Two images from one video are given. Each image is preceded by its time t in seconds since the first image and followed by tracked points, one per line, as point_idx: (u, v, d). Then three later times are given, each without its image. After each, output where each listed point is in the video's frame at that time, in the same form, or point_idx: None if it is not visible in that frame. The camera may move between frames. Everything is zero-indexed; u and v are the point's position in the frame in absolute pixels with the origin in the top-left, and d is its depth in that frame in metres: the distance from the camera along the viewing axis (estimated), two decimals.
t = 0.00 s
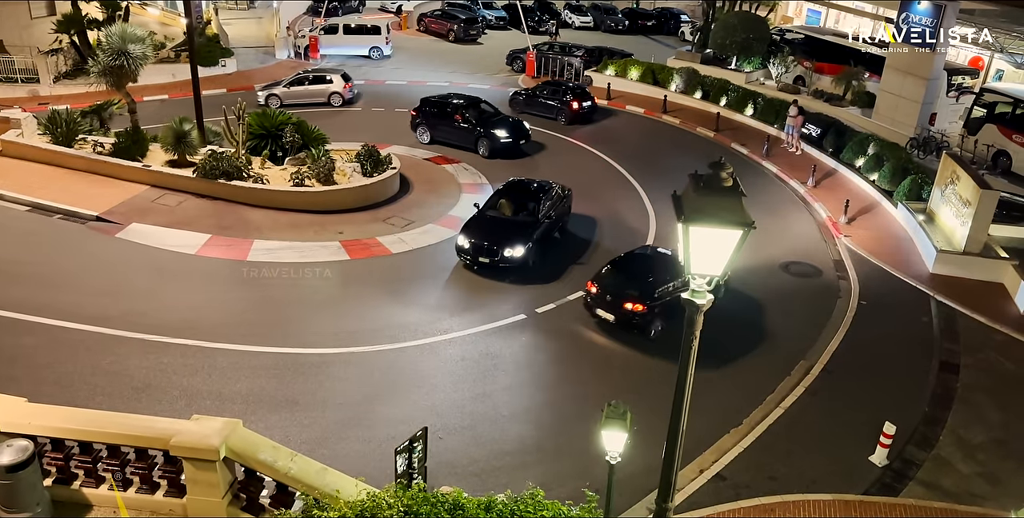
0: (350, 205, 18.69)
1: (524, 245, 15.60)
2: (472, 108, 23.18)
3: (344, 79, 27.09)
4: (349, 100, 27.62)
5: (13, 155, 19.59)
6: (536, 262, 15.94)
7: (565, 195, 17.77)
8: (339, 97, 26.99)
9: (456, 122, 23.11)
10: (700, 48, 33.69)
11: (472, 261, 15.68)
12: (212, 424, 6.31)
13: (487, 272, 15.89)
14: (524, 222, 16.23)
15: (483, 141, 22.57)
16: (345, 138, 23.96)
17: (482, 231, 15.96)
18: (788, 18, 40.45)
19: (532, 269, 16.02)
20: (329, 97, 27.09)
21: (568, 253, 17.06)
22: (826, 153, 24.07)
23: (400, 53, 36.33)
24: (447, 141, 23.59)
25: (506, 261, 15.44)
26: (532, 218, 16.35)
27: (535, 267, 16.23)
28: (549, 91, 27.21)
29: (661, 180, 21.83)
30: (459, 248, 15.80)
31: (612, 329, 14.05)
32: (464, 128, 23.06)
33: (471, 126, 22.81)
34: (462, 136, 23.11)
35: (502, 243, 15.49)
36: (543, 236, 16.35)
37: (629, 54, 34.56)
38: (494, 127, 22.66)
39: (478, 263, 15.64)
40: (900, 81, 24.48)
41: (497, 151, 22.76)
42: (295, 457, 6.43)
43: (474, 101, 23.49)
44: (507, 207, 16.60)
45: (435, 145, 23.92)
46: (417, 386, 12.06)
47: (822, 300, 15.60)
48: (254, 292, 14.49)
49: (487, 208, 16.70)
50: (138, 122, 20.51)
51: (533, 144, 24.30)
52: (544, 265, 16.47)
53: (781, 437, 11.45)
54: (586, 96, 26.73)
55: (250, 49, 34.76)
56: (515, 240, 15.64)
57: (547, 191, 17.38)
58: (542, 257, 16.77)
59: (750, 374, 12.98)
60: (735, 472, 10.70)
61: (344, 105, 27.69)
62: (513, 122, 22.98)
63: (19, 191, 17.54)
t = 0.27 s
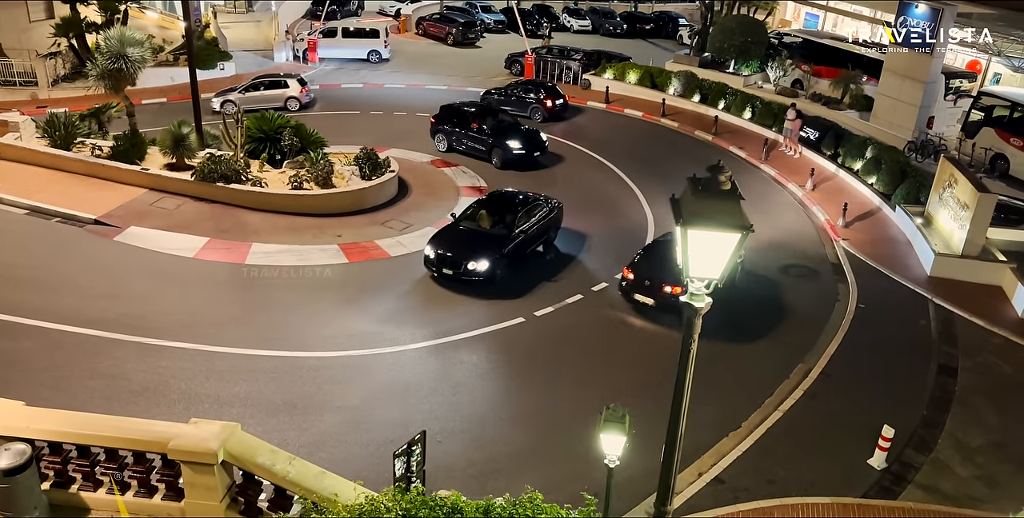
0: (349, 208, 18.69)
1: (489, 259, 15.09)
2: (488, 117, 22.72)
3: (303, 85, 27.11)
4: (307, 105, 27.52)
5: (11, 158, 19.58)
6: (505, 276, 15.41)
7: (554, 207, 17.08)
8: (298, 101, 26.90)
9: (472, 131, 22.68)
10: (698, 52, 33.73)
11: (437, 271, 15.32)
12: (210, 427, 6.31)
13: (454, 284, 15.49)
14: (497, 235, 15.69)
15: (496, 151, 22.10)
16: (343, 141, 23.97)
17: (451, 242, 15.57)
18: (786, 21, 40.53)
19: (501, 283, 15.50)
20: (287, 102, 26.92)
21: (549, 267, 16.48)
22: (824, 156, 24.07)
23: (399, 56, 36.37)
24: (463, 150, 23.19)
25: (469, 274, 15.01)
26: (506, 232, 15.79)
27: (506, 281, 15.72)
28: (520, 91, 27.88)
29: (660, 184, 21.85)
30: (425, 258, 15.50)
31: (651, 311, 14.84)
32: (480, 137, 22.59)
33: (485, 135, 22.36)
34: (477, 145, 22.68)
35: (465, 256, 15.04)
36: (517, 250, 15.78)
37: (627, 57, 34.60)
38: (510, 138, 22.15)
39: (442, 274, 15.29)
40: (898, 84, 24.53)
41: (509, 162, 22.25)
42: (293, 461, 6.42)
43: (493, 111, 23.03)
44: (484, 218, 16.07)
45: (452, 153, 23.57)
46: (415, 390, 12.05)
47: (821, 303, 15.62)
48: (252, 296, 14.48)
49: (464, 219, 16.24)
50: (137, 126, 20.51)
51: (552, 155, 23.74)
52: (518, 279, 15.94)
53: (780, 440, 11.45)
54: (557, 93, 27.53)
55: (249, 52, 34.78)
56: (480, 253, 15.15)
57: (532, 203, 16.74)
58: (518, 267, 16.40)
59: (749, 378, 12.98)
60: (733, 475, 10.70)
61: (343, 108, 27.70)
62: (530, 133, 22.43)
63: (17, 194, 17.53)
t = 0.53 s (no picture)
0: (348, 211, 18.69)
1: (449, 270, 14.61)
2: (503, 126, 22.23)
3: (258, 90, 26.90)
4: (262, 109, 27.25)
5: (11, 160, 19.58)
6: (467, 288, 14.92)
7: (537, 219, 16.45)
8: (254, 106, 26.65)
9: (485, 139, 22.22)
10: (697, 54, 33.74)
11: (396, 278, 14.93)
12: (210, 430, 6.30)
13: (415, 293, 15.09)
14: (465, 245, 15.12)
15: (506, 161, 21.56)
16: (343, 144, 23.98)
17: (417, 250, 15.12)
18: (785, 24, 40.56)
19: (463, 295, 15.01)
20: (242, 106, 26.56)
21: (524, 279, 15.96)
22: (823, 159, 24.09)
23: (399, 59, 36.41)
24: (478, 158, 22.73)
25: (428, 284, 14.57)
26: (476, 241, 15.21)
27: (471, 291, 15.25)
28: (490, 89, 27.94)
29: (659, 186, 21.86)
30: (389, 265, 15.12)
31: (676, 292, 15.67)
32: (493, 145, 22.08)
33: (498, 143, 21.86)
34: (490, 153, 22.18)
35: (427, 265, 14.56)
36: (484, 261, 15.25)
37: (627, 60, 34.63)
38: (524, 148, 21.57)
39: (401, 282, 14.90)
40: (897, 87, 24.57)
41: (520, 173, 21.67)
42: (292, 464, 6.41)
43: (510, 120, 22.55)
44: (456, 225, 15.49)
45: (467, 160, 23.16)
46: (415, 393, 12.05)
47: (821, 305, 15.64)
48: (252, 298, 14.47)
49: (437, 224, 15.71)
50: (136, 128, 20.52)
51: (570, 166, 23.05)
52: (484, 291, 15.46)
53: (779, 442, 11.45)
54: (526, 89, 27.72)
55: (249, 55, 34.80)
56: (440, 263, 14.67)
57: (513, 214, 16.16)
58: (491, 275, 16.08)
59: (748, 381, 12.97)
60: (733, 477, 10.69)
61: (343, 111, 27.72)
62: (544, 146, 21.78)
63: (17, 197, 17.53)
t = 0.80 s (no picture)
0: (348, 213, 18.69)
1: (401, 280, 14.23)
2: (519, 137, 21.70)
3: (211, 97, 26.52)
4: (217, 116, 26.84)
5: (11, 163, 19.59)
6: (422, 299, 14.52)
7: (516, 234, 15.86)
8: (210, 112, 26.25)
9: (499, 149, 21.77)
10: (697, 57, 33.75)
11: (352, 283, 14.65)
12: (210, 433, 6.29)
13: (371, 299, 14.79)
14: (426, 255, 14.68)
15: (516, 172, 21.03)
16: (343, 147, 24.00)
17: (379, 256, 14.79)
18: (785, 27, 40.57)
19: (417, 306, 14.64)
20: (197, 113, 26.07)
21: (524, 281, 15.96)
22: (823, 162, 24.08)
23: (399, 62, 36.44)
24: (493, 168, 22.26)
25: (378, 292, 14.23)
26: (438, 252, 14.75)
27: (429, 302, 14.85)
28: (463, 88, 27.89)
29: (659, 189, 21.87)
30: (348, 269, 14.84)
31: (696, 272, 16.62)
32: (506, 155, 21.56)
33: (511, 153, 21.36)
34: (501, 163, 21.65)
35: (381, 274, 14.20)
36: (444, 273, 14.78)
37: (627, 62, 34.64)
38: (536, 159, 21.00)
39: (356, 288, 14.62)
40: (897, 89, 24.61)
41: (529, 184, 21.07)
42: (293, 467, 6.40)
43: (528, 130, 22.04)
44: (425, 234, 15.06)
45: (483, 170, 22.75)
46: (415, 395, 12.04)
47: (821, 307, 15.66)
48: (252, 301, 14.47)
49: (407, 230, 15.32)
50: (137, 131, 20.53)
51: (586, 179, 22.36)
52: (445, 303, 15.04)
53: (780, 445, 11.44)
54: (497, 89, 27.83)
55: (249, 57, 34.82)
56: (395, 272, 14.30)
57: (487, 226, 15.62)
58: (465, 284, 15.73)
59: (749, 384, 12.96)
60: (733, 480, 10.68)
61: (343, 113, 27.73)
62: (557, 159, 21.11)
63: (17, 199, 17.53)
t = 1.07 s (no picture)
0: (351, 216, 18.69)
1: (349, 287, 13.79)
2: (533, 148, 20.94)
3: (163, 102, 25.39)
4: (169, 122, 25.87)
5: (14, 167, 19.64)
6: (370, 308, 14.08)
7: (490, 249, 15.20)
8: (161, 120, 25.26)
9: (511, 159, 21.08)
10: (699, 60, 33.75)
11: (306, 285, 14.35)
12: (212, 435, 6.29)
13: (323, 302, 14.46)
14: (384, 264, 14.17)
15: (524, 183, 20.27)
16: (345, 150, 24.03)
17: (339, 260, 14.40)
18: (787, 30, 40.58)
19: (366, 315, 14.21)
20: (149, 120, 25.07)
21: (523, 283, 15.95)
22: (826, 164, 24.07)
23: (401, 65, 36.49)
24: (506, 179, 21.57)
25: (325, 298, 13.84)
26: (396, 261, 14.23)
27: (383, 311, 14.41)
28: (435, 89, 27.83)
29: (662, 192, 21.86)
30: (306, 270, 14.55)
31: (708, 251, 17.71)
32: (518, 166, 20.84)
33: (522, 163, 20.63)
34: (513, 173, 20.97)
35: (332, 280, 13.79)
36: (399, 284, 14.25)
37: (629, 65, 34.65)
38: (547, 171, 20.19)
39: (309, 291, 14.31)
40: (899, 92, 24.60)
41: (537, 197, 20.25)
42: (295, 469, 6.38)
43: (545, 142, 21.29)
44: (389, 241, 14.57)
45: (498, 181, 22.12)
46: (417, 398, 12.05)
47: (824, 310, 15.62)
48: (254, 304, 14.47)
49: (375, 235, 14.87)
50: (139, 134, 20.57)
51: (602, 194, 21.44)
52: (399, 314, 14.57)
53: (782, 448, 11.41)
54: (469, 89, 27.82)
55: (252, 61, 34.88)
56: (344, 278, 13.88)
57: (458, 238, 15.01)
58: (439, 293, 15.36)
59: (752, 387, 12.93)
60: (736, 484, 10.66)
61: (345, 116, 27.77)
62: (570, 173, 20.25)
63: (20, 202, 17.57)
